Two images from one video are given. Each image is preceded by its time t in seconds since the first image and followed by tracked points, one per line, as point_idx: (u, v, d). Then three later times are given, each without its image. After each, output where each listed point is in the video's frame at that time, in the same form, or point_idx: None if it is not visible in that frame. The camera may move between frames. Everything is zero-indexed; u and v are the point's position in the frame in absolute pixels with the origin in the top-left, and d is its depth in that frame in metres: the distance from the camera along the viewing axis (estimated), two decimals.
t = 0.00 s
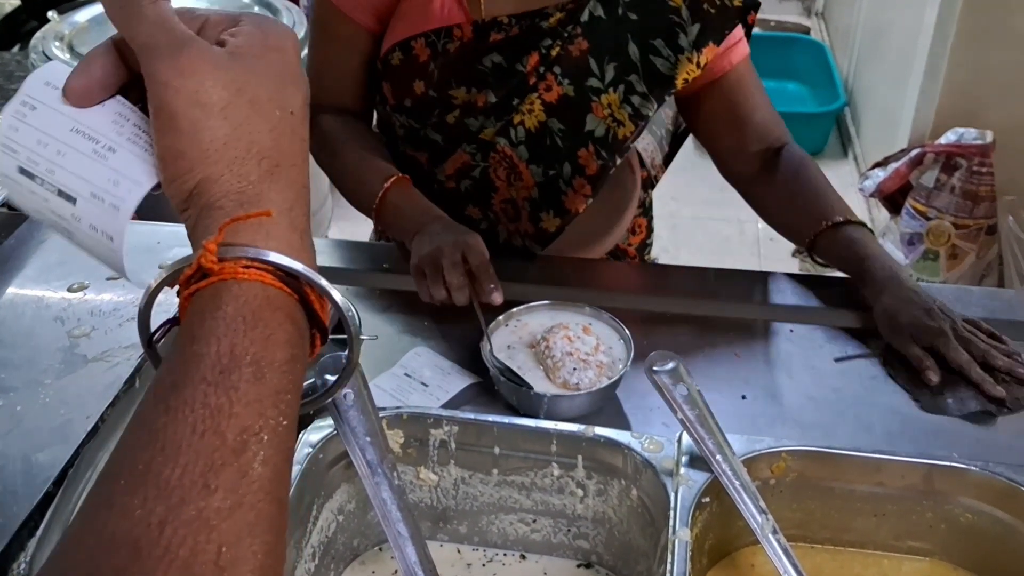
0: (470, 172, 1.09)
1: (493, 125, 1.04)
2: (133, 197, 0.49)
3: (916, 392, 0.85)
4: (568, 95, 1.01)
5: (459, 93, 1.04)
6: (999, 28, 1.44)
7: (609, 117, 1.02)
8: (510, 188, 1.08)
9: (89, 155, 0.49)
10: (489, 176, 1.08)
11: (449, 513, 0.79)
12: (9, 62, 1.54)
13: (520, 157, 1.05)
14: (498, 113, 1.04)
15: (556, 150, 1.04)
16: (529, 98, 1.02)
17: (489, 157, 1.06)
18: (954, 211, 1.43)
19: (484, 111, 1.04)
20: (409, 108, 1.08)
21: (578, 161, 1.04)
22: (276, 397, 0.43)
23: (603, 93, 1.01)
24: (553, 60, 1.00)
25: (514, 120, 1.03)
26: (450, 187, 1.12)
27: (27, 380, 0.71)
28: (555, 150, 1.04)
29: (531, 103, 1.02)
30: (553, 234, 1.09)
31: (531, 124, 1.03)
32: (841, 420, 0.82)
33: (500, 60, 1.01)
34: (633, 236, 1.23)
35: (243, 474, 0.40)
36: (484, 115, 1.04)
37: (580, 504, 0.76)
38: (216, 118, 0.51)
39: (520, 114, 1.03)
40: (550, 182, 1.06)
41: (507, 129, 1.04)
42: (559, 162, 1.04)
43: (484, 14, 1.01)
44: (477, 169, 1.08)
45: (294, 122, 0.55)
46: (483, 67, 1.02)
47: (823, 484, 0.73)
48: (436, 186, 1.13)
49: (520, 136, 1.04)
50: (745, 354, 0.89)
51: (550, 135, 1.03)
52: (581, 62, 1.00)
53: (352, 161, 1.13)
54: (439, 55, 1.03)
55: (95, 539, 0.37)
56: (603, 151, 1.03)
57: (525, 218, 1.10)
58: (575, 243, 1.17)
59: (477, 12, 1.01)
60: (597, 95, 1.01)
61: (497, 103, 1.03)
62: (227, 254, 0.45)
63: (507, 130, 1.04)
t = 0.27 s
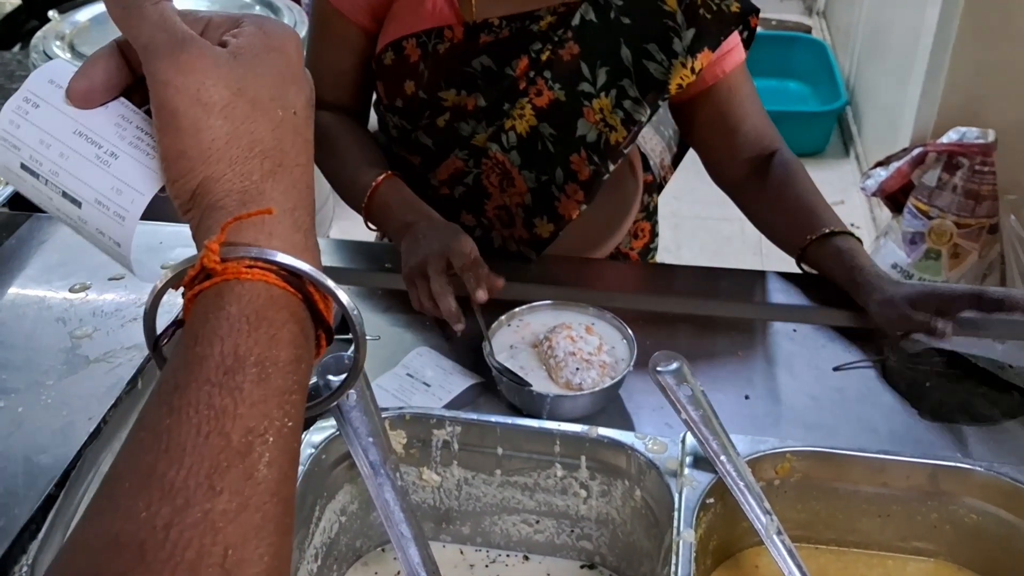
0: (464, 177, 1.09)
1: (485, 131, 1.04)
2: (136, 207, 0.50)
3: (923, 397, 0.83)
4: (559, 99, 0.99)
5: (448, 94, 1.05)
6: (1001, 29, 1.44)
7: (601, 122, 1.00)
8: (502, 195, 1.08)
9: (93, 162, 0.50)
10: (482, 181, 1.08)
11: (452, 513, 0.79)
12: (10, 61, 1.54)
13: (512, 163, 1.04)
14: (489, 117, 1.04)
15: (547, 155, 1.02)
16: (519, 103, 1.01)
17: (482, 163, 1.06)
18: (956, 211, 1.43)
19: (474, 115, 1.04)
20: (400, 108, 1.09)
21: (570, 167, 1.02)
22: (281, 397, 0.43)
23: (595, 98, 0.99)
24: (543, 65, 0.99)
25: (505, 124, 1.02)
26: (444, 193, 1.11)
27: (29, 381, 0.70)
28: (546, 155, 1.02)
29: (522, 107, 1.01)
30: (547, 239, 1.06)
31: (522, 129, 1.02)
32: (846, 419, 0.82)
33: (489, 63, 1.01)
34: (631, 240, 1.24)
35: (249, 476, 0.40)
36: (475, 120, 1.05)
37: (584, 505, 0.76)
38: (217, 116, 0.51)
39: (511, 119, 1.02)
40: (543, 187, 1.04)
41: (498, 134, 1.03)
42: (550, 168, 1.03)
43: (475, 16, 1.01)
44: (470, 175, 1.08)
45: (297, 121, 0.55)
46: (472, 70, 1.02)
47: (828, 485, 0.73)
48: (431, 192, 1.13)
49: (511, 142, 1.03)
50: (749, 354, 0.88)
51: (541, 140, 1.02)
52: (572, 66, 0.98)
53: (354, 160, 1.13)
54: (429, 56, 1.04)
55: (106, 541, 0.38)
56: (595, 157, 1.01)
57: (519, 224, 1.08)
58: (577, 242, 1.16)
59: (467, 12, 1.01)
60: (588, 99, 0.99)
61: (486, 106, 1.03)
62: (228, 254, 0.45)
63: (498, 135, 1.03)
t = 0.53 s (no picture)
0: (452, 178, 1.04)
1: (471, 130, 1.00)
2: (119, 214, 0.53)
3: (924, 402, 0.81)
4: (545, 98, 0.95)
5: (434, 92, 1.01)
6: (1002, 27, 1.44)
7: (589, 121, 0.95)
8: (490, 195, 1.03)
9: (81, 167, 0.53)
10: (472, 180, 1.03)
11: (452, 514, 0.79)
12: (9, 61, 1.53)
13: (500, 163, 1.00)
14: (476, 116, 1.00)
15: (535, 154, 0.98)
16: (505, 101, 0.97)
17: (470, 163, 1.02)
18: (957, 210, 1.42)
19: (460, 114, 1.00)
20: (388, 104, 1.05)
21: (558, 165, 0.98)
22: (276, 400, 0.44)
23: (581, 95, 0.95)
24: (529, 62, 0.95)
25: (491, 124, 0.98)
26: (433, 194, 1.07)
27: (28, 384, 0.70)
28: (534, 154, 0.98)
29: (508, 106, 0.97)
30: (539, 238, 1.04)
31: (509, 128, 0.98)
32: (847, 419, 0.81)
33: (475, 60, 0.97)
34: (622, 240, 1.18)
35: (243, 480, 0.41)
36: (461, 119, 1.01)
37: (584, 505, 0.76)
38: (205, 118, 0.52)
39: (498, 118, 0.98)
40: (531, 187, 1.00)
41: (484, 132, 0.99)
42: (538, 167, 0.99)
43: (460, 9, 0.96)
44: (458, 176, 1.04)
45: (289, 123, 0.55)
46: (458, 67, 0.99)
47: (829, 486, 0.73)
48: (419, 193, 1.08)
49: (498, 141, 0.99)
50: (750, 354, 0.88)
51: (528, 139, 0.98)
52: (558, 63, 0.94)
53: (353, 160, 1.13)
54: (415, 50, 1.00)
55: (100, 547, 0.38)
56: (582, 155, 0.96)
57: (508, 223, 1.05)
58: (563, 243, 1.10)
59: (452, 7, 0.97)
60: (575, 97, 0.95)
61: (472, 105, 0.99)
62: (219, 259, 0.46)
63: (485, 135, 0.99)
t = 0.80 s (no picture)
0: (386, 172, 1.05)
1: (402, 125, 1.01)
2: (106, 217, 0.53)
3: (924, 397, 0.81)
4: (473, 94, 0.99)
5: (367, 87, 1.01)
6: (1004, 25, 1.43)
7: (517, 118, 1.00)
8: (424, 188, 1.05)
9: (68, 170, 0.53)
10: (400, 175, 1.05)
11: (452, 516, 0.79)
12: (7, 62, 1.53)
13: (431, 157, 1.03)
14: (407, 112, 1.01)
15: (464, 149, 1.02)
16: (432, 98, 0.99)
17: (402, 157, 1.03)
18: (958, 208, 1.41)
19: (392, 110, 1.01)
20: (324, 98, 1.04)
21: (486, 161, 1.02)
22: (268, 405, 0.44)
23: (508, 92, 0.99)
24: (457, 59, 0.98)
25: (422, 119, 1.01)
26: (368, 186, 1.07)
27: (24, 388, 0.70)
28: (463, 149, 1.02)
29: (437, 102, 1.00)
30: (471, 231, 1.08)
31: (438, 123, 1.00)
32: (847, 420, 0.81)
33: (405, 57, 0.98)
34: (574, 238, 1.15)
35: (235, 486, 0.41)
36: (393, 114, 1.01)
37: (584, 507, 0.75)
38: (194, 120, 0.52)
39: (427, 113, 1.00)
40: (461, 181, 1.04)
41: (414, 127, 1.01)
42: (468, 162, 1.03)
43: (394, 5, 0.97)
44: (392, 169, 1.04)
45: (280, 124, 0.54)
46: (388, 63, 0.99)
47: (830, 487, 0.72)
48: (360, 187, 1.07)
49: (428, 136, 1.01)
50: (751, 354, 0.88)
51: (457, 135, 1.01)
52: (487, 61, 0.98)
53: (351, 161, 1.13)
54: (351, 45, 0.99)
55: (91, 551, 0.39)
56: (508, 152, 1.02)
57: (441, 217, 1.07)
58: (506, 237, 1.09)
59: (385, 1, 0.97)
60: (502, 94, 0.99)
61: (403, 101, 1.00)
62: (210, 262, 0.46)
63: (415, 130, 1.01)
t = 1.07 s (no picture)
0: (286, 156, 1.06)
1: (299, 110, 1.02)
2: (100, 222, 0.52)
3: (926, 396, 0.82)
4: (313, 79, 1.00)
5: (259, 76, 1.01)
6: (1005, 23, 1.43)
7: (353, 99, 1.01)
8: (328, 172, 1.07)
9: (63, 176, 0.53)
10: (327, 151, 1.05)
11: (452, 518, 0.78)
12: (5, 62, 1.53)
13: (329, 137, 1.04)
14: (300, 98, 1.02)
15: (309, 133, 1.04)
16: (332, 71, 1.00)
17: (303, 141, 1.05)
18: (959, 207, 1.40)
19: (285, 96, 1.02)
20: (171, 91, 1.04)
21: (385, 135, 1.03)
22: (263, 410, 0.44)
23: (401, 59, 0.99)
24: (300, 43, 0.98)
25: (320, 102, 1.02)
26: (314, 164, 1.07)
27: (20, 391, 0.70)
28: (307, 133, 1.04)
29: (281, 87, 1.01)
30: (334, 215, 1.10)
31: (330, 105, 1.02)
32: (849, 420, 0.81)
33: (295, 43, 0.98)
34: (484, 227, 1.21)
35: (230, 492, 0.42)
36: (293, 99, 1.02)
37: (586, 508, 0.75)
38: (184, 122, 0.51)
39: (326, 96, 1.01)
40: (319, 162, 1.06)
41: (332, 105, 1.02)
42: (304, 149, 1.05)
43: None
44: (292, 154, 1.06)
45: (272, 126, 0.54)
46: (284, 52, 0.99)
47: (833, 488, 0.72)
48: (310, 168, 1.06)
49: (323, 117, 1.03)
50: (752, 354, 0.87)
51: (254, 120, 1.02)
52: (313, 41, 0.98)
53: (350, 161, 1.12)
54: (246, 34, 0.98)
55: (85, 557, 0.40)
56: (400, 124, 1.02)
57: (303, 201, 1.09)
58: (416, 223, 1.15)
59: None
60: (344, 75, 1.00)
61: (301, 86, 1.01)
62: (203, 266, 0.46)
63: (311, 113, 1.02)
